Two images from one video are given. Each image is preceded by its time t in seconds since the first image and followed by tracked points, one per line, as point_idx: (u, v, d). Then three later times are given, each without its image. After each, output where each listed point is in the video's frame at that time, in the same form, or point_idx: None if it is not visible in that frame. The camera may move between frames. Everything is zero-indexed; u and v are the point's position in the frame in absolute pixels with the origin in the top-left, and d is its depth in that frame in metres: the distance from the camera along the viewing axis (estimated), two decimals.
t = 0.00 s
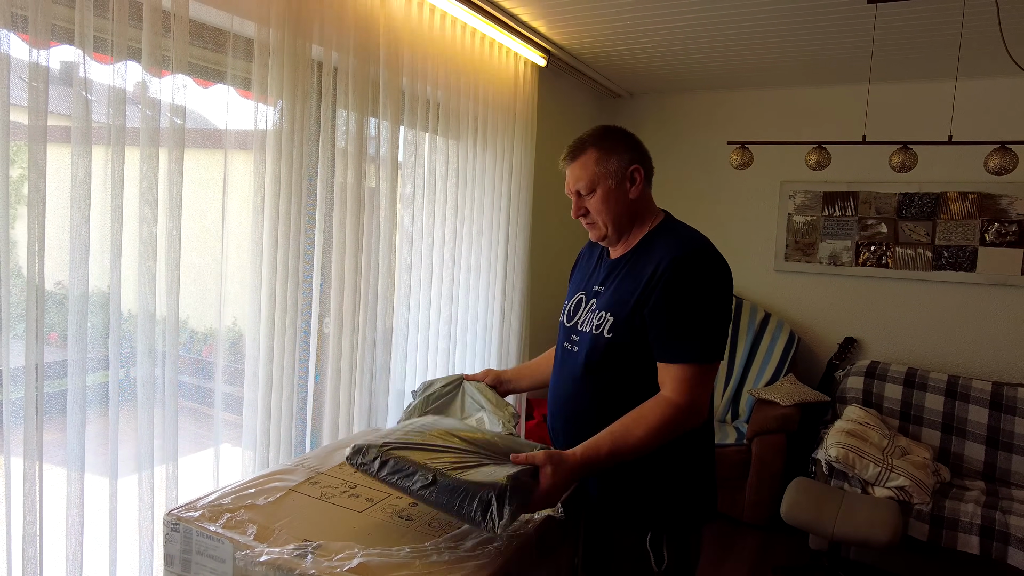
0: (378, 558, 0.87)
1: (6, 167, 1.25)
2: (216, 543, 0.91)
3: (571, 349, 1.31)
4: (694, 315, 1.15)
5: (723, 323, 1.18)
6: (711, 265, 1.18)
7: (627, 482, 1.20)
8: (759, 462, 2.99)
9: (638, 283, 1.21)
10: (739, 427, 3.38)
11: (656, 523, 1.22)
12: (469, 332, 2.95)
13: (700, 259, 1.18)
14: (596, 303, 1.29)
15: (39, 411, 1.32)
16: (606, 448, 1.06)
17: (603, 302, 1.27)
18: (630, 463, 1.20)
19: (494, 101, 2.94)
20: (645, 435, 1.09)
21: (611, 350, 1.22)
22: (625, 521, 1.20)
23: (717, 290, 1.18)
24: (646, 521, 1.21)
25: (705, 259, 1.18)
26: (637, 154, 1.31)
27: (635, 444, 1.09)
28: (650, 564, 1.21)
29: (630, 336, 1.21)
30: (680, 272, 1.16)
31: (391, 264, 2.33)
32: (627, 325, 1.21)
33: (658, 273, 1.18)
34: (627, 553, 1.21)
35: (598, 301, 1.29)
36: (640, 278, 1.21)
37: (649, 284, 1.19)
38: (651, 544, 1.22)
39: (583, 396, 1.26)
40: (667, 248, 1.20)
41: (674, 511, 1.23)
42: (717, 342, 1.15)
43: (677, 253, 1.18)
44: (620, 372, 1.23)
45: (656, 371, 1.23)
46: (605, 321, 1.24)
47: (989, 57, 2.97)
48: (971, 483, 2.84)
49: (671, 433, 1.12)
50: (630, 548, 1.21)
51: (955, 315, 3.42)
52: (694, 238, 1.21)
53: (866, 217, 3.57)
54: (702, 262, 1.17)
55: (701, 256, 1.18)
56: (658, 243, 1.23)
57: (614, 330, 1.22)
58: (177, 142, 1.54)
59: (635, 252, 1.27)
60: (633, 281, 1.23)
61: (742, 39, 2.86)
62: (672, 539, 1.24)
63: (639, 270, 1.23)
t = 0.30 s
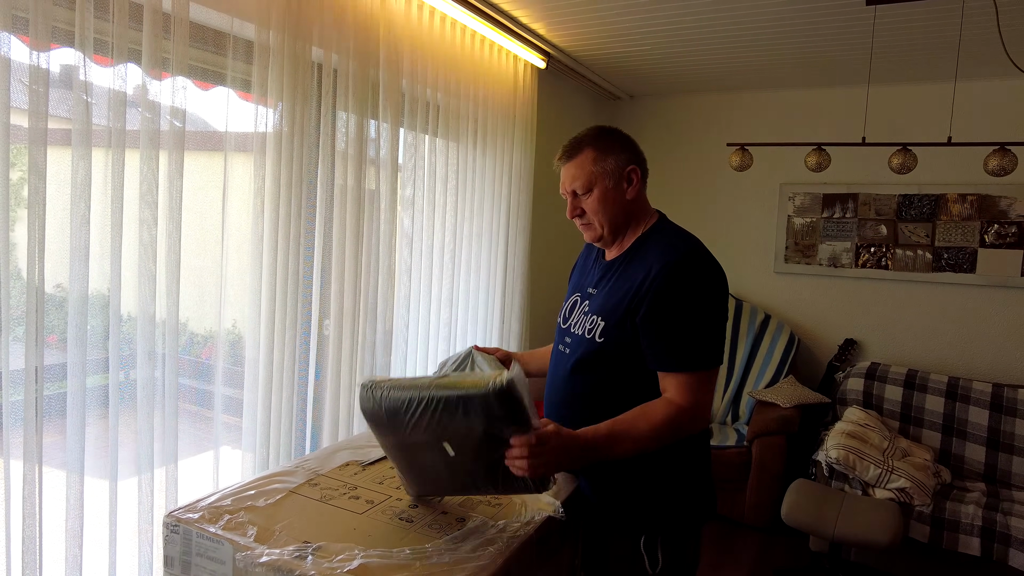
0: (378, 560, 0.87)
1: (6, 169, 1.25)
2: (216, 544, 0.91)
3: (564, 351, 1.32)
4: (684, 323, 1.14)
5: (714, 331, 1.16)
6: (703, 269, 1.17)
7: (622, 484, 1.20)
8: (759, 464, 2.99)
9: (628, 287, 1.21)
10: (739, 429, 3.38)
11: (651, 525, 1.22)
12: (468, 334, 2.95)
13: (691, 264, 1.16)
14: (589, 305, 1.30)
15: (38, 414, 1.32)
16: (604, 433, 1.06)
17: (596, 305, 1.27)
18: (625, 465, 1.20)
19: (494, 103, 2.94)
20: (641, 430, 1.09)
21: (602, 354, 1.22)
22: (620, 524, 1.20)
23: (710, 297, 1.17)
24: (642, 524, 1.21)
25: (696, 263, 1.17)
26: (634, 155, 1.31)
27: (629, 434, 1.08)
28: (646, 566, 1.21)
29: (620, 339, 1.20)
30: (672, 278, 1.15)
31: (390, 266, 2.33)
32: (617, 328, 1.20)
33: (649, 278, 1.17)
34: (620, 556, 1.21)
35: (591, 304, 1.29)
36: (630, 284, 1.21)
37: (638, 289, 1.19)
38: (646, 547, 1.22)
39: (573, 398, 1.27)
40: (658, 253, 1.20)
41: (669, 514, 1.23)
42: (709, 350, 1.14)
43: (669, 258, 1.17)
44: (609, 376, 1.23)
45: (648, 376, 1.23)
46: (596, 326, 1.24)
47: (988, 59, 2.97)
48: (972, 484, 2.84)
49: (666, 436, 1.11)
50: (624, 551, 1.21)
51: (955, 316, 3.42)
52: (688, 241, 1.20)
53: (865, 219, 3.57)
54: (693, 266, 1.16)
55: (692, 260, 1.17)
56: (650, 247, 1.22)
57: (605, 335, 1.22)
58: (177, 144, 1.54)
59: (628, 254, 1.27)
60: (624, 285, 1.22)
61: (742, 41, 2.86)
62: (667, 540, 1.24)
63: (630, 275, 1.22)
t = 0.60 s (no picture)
0: (378, 561, 0.87)
1: (6, 171, 1.26)
2: (216, 546, 0.91)
3: (566, 352, 1.32)
4: (689, 326, 1.14)
5: (720, 334, 1.16)
6: (710, 271, 1.17)
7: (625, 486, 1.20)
8: (759, 466, 2.99)
9: (632, 290, 1.21)
10: (739, 430, 3.38)
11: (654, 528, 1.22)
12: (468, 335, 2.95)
13: (695, 267, 1.16)
14: (591, 307, 1.30)
15: (38, 417, 1.32)
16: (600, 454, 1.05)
17: (599, 306, 1.27)
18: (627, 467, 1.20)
19: (493, 105, 2.94)
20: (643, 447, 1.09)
21: (605, 356, 1.23)
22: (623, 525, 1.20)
23: (715, 300, 1.17)
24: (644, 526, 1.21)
25: (701, 264, 1.17)
26: (636, 157, 1.30)
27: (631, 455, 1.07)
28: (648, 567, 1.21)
29: (623, 342, 1.21)
30: (674, 282, 1.15)
31: (390, 267, 2.33)
32: (620, 331, 1.21)
33: (654, 283, 1.18)
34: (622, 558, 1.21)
35: (593, 305, 1.30)
36: (633, 288, 1.21)
37: (643, 291, 1.19)
38: (648, 549, 1.22)
39: (575, 398, 1.27)
40: (663, 255, 1.20)
41: (672, 518, 1.23)
42: (714, 353, 1.14)
43: (674, 261, 1.17)
44: (612, 377, 1.23)
45: (651, 378, 1.23)
46: (600, 328, 1.24)
47: (987, 60, 2.98)
48: (972, 485, 2.84)
49: (669, 448, 1.10)
50: (626, 553, 1.21)
51: (954, 317, 3.43)
52: (693, 244, 1.20)
53: (865, 220, 3.57)
54: (698, 269, 1.16)
55: (697, 262, 1.17)
56: (654, 249, 1.22)
57: (609, 337, 1.22)
58: (177, 146, 1.54)
59: (632, 256, 1.27)
60: (628, 287, 1.23)
61: (741, 42, 2.87)
62: (669, 543, 1.24)
63: (634, 277, 1.22)
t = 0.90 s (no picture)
0: (378, 562, 0.87)
1: (5, 173, 1.25)
2: (215, 547, 0.91)
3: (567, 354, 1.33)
4: (689, 328, 1.13)
5: (720, 336, 1.15)
6: (707, 273, 1.17)
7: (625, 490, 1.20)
8: (759, 467, 2.99)
9: (631, 292, 1.21)
10: (738, 431, 3.38)
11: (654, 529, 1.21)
12: (468, 336, 2.95)
13: (693, 269, 1.16)
14: (590, 310, 1.30)
15: (37, 419, 1.32)
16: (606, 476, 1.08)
17: (598, 309, 1.27)
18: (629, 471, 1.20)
19: (493, 106, 2.95)
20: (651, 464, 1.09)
21: (604, 358, 1.23)
22: (624, 528, 1.20)
23: (713, 302, 1.16)
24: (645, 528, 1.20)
25: (699, 266, 1.17)
26: (630, 161, 1.30)
27: (638, 472, 1.08)
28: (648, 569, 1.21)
29: (622, 345, 1.20)
30: (672, 284, 1.15)
31: (389, 267, 2.33)
32: (620, 333, 1.21)
33: (653, 286, 1.17)
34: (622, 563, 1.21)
35: (593, 307, 1.30)
36: (632, 292, 1.21)
37: (641, 294, 1.19)
38: (649, 552, 1.22)
39: (576, 401, 1.27)
40: (660, 257, 1.20)
41: (672, 522, 1.23)
42: (713, 354, 1.13)
43: (672, 264, 1.17)
44: (612, 380, 1.23)
45: (652, 381, 1.22)
46: (599, 331, 1.24)
47: (985, 61, 2.98)
48: (972, 486, 2.84)
49: (677, 457, 1.10)
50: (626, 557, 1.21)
51: (954, 318, 3.43)
52: (692, 245, 1.20)
53: (864, 221, 3.58)
54: (695, 271, 1.16)
55: (694, 264, 1.17)
56: (652, 252, 1.22)
57: (607, 339, 1.22)
58: (177, 147, 1.54)
59: (631, 259, 1.27)
60: (626, 290, 1.23)
61: (740, 43, 2.87)
62: (670, 546, 1.24)
63: (633, 280, 1.22)
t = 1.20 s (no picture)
0: (378, 564, 0.87)
1: (5, 175, 1.25)
2: (216, 549, 0.91)
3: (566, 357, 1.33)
4: (685, 325, 1.13)
5: (717, 333, 1.16)
6: (702, 271, 1.17)
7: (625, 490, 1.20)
8: (759, 467, 2.99)
9: (626, 292, 1.21)
10: (738, 432, 3.38)
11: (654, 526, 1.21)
12: (467, 337, 2.95)
13: (687, 266, 1.17)
14: (588, 311, 1.30)
15: (37, 421, 1.32)
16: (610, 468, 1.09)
17: (595, 311, 1.27)
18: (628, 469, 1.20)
19: (492, 107, 2.95)
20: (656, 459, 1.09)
21: (602, 359, 1.23)
22: (625, 528, 1.20)
23: (709, 299, 1.17)
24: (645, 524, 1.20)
25: (693, 264, 1.17)
26: (619, 166, 1.31)
27: (644, 466, 1.08)
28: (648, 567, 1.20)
29: (620, 345, 1.21)
30: (667, 282, 1.15)
31: (389, 268, 2.33)
32: (617, 333, 1.21)
33: (647, 284, 1.18)
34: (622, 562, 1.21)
35: (590, 309, 1.30)
36: (628, 291, 1.21)
37: (637, 293, 1.19)
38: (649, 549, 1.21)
39: (575, 403, 1.27)
40: (655, 257, 1.20)
41: (672, 522, 1.23)
42: (710, 351, 1.14)
43: (666, 262, 1.18)
44: (611, 380, 1.23)
45: (651, 380, 1.23)
46: (597, 332, 1.24)
47: (985, 62, 2.99)
48: (971, 487, 2.84)
49: (680, 452, 1.10)
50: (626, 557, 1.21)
51: (953, 318, 3.43)
52: (686, 245, 1.21)
53: (863, 222, 3.58)
54: (690, 269, 1.16)
55: (688, 262, 1.17)
56: (646, 252, 1.23)
57: (605, 340, 1.22)
58: (177, 149, 1.54)
59: (626, 260, 1.27)
60: (622, 290, 1.23)
61: (739, 44, 2.87)
62: (670, 546, 1.24)
63: (628, 281, 1.23)
